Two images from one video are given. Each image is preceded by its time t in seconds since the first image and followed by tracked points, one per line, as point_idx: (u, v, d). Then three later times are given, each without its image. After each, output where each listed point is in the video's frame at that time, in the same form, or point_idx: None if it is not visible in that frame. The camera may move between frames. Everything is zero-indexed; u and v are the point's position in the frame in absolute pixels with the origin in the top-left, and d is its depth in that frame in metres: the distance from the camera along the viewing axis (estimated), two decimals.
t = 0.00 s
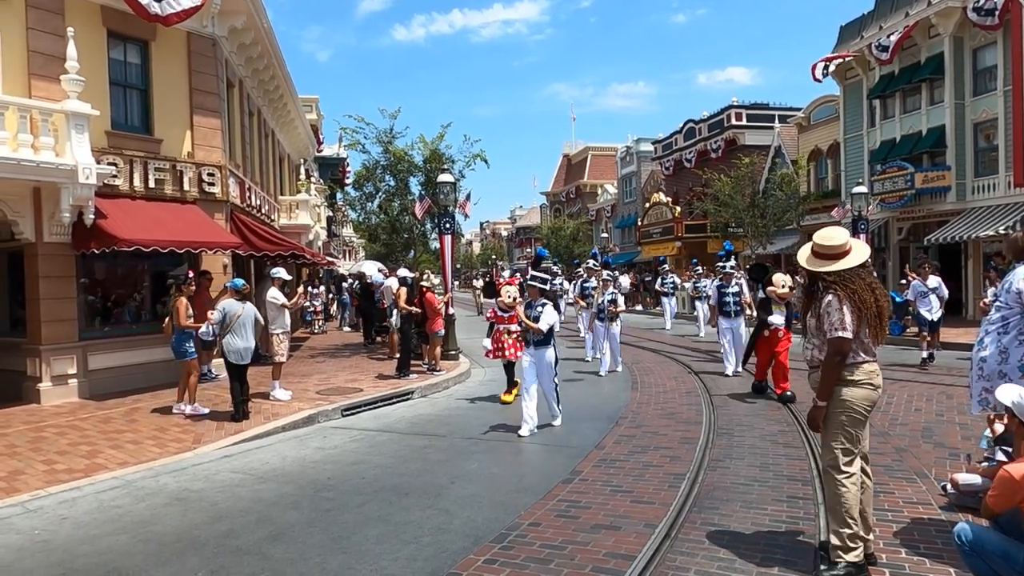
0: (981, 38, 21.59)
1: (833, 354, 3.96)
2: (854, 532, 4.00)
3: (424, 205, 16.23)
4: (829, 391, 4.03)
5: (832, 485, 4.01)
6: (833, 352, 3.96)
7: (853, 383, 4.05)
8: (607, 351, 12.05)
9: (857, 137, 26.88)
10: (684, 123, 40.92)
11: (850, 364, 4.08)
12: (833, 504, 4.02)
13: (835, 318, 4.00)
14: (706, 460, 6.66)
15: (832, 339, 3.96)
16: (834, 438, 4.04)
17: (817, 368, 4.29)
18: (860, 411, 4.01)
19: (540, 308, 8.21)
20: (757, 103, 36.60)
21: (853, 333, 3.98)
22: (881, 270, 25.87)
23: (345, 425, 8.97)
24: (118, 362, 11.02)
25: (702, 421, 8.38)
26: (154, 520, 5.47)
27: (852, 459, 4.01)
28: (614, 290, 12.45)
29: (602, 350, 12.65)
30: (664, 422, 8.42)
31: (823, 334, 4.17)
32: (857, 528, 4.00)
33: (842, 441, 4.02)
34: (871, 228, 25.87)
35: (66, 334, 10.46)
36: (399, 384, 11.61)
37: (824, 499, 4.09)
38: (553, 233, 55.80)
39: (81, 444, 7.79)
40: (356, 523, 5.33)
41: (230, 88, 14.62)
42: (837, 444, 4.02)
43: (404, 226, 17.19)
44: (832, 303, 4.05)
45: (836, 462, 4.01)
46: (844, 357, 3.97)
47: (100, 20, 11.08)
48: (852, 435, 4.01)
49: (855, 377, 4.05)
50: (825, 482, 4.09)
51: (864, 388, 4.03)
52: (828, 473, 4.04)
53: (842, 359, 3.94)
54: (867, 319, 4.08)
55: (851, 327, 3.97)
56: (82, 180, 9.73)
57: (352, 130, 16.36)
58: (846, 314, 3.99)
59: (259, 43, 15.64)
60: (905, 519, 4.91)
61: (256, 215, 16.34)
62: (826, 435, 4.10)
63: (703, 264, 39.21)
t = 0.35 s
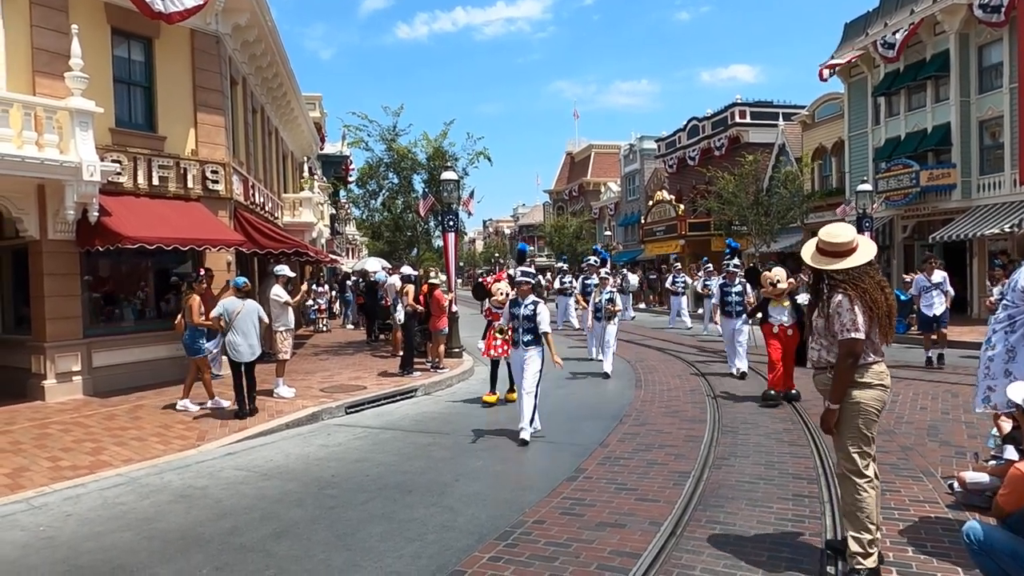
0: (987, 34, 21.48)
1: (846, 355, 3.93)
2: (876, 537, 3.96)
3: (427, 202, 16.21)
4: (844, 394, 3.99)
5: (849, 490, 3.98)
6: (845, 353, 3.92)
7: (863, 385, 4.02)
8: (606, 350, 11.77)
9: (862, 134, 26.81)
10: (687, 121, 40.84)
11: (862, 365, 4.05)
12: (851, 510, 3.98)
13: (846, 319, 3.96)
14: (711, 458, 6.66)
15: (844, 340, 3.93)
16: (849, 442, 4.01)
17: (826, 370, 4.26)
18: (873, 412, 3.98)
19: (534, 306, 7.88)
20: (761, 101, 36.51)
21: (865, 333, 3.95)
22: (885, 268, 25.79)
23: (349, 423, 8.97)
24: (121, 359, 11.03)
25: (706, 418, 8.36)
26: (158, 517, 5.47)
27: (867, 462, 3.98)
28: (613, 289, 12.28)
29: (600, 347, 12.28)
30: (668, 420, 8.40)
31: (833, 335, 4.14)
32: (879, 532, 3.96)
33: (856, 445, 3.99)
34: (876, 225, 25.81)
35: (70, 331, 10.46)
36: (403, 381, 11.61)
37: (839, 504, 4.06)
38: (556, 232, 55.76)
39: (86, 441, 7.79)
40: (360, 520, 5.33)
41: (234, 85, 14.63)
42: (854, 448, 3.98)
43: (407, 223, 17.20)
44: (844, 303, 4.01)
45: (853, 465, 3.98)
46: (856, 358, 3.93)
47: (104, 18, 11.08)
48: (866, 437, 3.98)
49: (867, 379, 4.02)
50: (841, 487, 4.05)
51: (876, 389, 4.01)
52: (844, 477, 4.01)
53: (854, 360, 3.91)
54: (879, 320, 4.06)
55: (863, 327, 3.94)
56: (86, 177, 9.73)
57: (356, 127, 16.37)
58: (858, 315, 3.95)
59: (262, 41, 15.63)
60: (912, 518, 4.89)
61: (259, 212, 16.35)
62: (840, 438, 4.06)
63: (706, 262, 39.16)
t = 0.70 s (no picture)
0: (1000, 28, 21.29)
1: (857, 354, 3.90)
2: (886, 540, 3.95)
3: (435, 198, 16.23)
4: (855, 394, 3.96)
5: (860, 491, 3.96)
6: (857, 352, 3.89)
7: (874, 385, 4.00)
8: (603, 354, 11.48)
9: (873, 129, 26.65)
10: (696, 116, 40.69)
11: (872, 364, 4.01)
12: (861, 512, 3.96)
13: (856, 318, 3.94)
14: (720, 455, 6.64)
15: (854, 339, 3.91)
16: (860, 444, 3.98)
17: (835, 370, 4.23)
18: (884, 413, 3.96)
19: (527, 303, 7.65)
20: (770, 96, 36.33)
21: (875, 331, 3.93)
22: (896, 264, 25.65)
23: (358, 419, 9.00)
24: (132, 355, 11.10)
25: (715, 415, 8.35)
26: (169, 512, 5.51)
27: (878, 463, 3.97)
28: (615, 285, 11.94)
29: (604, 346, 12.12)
30: (677, 416, 8.40)
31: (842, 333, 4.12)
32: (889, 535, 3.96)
33: (867, 446, 3.97)
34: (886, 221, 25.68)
35: (82, 327, 10.54)
36: (412, 377, 11.63)
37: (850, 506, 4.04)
38: (564, 228, 55.71)
39: (98, 436, 7.85)
40: (369, 516, 5.35)
41: (243, 82, 14.67)
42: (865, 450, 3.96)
43: (416, 220, 17.22)
44: (852, 300, 3.99)
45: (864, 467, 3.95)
46: (867, 357, 3.90)
47: (115, 15, 11.13)
48: (878, 438, 3.95)
49: (878, 379, 3.99)
50: (851, 488, 4.04)
51: (887, 389, 3.99)
52: (854, 479, 4.00)
53: (866, 360, 3.88)
54: (889, 317, 4.03)
55: (874, 325, 3.92)
56: (97, 174, 9.78)
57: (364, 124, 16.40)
58: (867, 312, 3.94)
59: (271, 38, 15.67)
60: (923, 515, 4.88)
61: (268, 208, 16.41)
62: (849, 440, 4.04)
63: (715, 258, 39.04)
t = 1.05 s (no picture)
0: (1019, 21, 21.02)
1: (861, 352, 3.92)
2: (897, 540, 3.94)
3: (448, 196, 16.28)
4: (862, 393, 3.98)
5: (870, 490, 3.97)
6: (860, 350, 3.91)
7: (882, 384, 3.98)
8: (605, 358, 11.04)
9: (889, 124, 26.44)
10: (709, 112, 40.50)
11: (878, 364, 4.00)
12: (871, 511, 3.97)
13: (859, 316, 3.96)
14: (734, 453, 6.63)
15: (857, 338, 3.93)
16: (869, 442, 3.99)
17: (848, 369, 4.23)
18: (892, 412, 3.95)
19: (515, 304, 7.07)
20: (785, 92, 36.09)
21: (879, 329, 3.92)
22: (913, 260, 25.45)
23: (372, 415, 9.06)
24: (149, 352, 11.23)
25: (729, 413, 8.34)
26: (187, 507, 5.59)
27: (886, 462, 3.96)
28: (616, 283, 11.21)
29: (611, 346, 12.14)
30: (691, 414, 8.39)
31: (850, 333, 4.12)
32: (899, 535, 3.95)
33: (875, 444, 3.96)
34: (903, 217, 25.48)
35: (100, 324, 10.66)
36: (425, 374, 11.68)
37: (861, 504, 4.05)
38: (577, 225, 55.63)
39: (116, 432, 7.95)
40: (384, 512, 5.40)
41: (257, 81, 14.78)
42: (872, 449, 3.96)
43: (428, 217, 17.28)
44: (856, 299, 4.01)
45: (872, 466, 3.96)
46: (872, 355, 3.91)
47: (131, 16, 11.24)
48: (885, 437, 3.95)
49: (885, 379, 3.97)
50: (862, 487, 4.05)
51: (896, 389, 3.95)
52: (864, 477, 4.00)
53: (870, 358, 3.89)
54: (897, 316, 3.97)
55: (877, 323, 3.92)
56: (115, 173, 9.89)
57: (377, 122, 16.46)
58: (870, 310, 3.94)
59: (285, 37, 15.76)
60: (940, 515, 4.86)
61: (283, 207, 16.53)
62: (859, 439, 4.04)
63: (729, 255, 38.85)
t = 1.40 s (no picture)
0: None
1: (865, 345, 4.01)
2: (899, 528, 3.91)
3: (466, 193, 16.34)
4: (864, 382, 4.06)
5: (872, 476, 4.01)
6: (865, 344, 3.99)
7: (891, 378, 4.00)
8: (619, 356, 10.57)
9: (912, 118, 26.13)
10: (728, 107, 40.22)
11: (888, 357, 4.02)
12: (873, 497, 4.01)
13: (865, 310, 4.03)
14: (754, 450, 6.62)
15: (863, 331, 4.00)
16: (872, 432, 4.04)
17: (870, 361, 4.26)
18: (896, 404, 3.96)
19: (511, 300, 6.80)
20: (805, 85, 35.74)
21: (886, 326, 3.95)
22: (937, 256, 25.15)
23: (391, 411, 9.15)
24: (172, 348, 11.40)
25: (749, 409, 8.32)
26: (211, 500, 5.69)
27: (890, 449, 3.98)
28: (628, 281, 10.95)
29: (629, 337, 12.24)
30: (710, 411, 8.38)
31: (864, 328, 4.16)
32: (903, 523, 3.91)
33: (879, 433, 4.00)
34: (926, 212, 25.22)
35: (125, 321, 10.84)
36: (443, 370, 11.75)
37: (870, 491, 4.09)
38: (594, 221, 55.53)
39: (141, 427, 8.09)
40: (404, 506, 5.47)
41: (276, 80, 14.92)
42: (871, 435, 4.02)
43: (446, 214, 17.34)
44: (865, 296, 4.06)
45: (870, 452, 4.01)
46: (876, 349, 3.96)
47: (154, 17, 11.39)
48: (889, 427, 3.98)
49: (893, 372, 3.99)
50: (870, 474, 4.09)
51: (904, 382, 3.95)
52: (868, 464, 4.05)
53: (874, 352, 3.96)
54: (907, 314, 3.94)
55: (883, 319, 3.95)
56: (139, 173, 10.04)
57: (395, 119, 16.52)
58: (876, 307, 3.98)
59: (304, 36, 15.87)
60: (964, 514, 4.83)
61: (302, 204, 16.67)
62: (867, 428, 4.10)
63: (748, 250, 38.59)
